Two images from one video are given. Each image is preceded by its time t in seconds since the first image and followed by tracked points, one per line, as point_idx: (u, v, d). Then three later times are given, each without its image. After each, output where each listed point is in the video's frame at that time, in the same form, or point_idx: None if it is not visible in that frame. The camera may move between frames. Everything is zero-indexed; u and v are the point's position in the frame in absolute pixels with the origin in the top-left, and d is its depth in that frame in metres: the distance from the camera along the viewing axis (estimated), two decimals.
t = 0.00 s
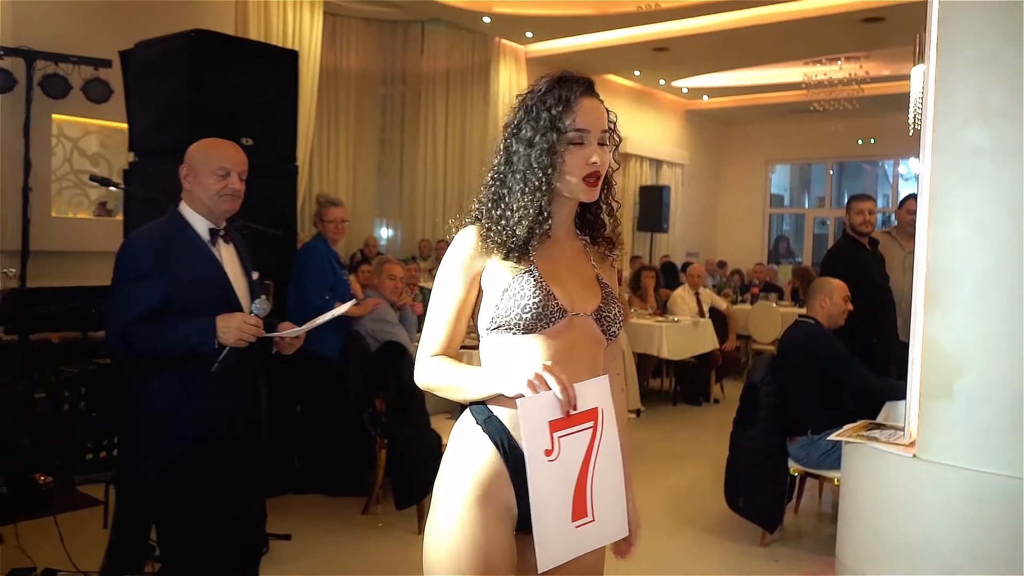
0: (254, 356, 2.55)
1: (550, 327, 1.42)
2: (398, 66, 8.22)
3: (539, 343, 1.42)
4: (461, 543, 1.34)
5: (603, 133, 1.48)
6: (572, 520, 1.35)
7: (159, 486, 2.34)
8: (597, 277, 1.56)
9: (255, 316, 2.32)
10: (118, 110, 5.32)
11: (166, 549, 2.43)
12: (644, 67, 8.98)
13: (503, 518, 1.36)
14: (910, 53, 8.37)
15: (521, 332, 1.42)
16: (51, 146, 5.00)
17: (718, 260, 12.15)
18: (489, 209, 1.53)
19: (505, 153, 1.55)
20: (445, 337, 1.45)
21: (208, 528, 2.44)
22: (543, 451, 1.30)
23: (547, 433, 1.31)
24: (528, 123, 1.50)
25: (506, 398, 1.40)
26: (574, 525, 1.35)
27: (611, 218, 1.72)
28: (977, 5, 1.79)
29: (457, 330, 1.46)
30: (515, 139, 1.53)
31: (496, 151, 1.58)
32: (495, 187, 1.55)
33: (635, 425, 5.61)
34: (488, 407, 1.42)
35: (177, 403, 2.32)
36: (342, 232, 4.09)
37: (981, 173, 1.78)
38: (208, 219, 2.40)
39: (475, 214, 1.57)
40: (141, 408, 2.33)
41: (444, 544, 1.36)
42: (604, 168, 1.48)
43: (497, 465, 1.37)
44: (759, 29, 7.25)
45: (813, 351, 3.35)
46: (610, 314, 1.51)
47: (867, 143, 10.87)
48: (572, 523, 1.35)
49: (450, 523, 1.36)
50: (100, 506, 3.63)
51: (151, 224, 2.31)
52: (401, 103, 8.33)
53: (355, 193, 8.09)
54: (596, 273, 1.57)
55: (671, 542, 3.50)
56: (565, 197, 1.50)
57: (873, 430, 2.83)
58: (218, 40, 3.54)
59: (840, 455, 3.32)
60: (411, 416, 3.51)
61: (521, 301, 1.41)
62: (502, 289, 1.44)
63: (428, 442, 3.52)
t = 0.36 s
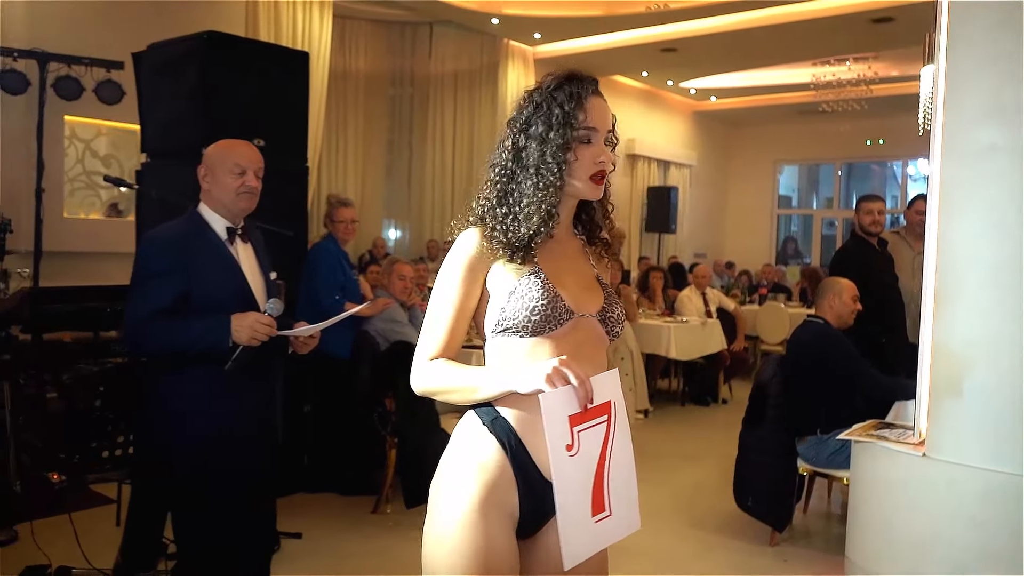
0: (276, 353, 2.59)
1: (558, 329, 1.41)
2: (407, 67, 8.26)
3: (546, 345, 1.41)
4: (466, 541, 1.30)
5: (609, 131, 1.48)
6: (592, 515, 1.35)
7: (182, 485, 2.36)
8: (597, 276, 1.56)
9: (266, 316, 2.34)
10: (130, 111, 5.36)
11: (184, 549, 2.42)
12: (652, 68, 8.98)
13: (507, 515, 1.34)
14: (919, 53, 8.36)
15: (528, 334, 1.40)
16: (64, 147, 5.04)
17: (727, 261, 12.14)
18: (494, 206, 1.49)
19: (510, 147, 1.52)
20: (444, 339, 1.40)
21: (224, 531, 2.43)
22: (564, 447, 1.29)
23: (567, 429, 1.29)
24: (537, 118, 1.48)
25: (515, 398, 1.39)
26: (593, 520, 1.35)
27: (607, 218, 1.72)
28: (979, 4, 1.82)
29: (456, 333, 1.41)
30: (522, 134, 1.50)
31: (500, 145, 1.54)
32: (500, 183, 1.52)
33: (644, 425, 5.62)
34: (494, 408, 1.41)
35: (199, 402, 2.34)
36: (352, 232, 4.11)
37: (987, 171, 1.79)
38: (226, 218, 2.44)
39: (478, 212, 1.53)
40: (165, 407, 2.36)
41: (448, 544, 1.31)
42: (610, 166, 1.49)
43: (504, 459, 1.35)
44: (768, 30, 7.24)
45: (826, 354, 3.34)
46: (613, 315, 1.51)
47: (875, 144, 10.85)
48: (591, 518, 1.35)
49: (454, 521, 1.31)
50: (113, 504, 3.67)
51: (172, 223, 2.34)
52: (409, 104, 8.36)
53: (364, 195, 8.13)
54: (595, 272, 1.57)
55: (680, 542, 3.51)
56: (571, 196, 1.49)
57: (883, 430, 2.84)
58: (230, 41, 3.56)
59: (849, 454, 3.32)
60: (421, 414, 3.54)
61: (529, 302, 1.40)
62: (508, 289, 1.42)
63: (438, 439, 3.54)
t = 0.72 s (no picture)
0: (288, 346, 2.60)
1: (567, 321, 1.41)
2: (410, 65, 8.31)
3: (556, 337, 1.40)
4: (471, 536, 1.29)
5: (610, 121, 1.49)
6: (615, 500, 1.35)
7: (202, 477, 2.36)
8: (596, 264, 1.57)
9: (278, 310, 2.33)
10: (135, 111, 5.38)
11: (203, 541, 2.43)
12: (656, 62, 8.97)
13: (513, 509, 1.33)
14: (923, 44, 8.32)
15: (537, 328, 1.39)
16: (71, 147, 5.07)
17: (732, 254, 12.13)
18: (501, 197, 1.49)
19: (513, 137, 1.51)
20: (449, 332, 1.36)
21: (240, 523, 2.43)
22: (585, 432, 1.28)
23: (587, 415, 1.28)
24: (541, 107, 1.47)
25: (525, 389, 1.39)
26: (618, 506, 1.35)
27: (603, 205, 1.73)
28: None
29: (461, 325, 1.38)
30: (526, 123, 1.49)
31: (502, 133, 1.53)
32: (505, 173, 1.51)
33: (651, 417, 5.63)
34: (505, 400, 1.41)
35: (218, 393, 2.35)
36: (359, 228, 4.12)
37: (992, 159, 1.79)
38: (240, 212, 2.46)
39: (483, 202, 1.52)
40: (184, 399, 2.36)
41: (451, 539, 1.30)
42: (611, 155, 1.50)
43: (510, 452, 1.34)
44: (772, 22, 7.23)
45: (831, 340, 3.33)
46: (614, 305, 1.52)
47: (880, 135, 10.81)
48: (616, 504, 1.35)
49: (459, 515, 1.30)
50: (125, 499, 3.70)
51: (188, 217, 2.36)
52: (413, 101, 8.40)
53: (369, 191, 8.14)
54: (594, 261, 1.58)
55: (689, 532, 3.53)
56: (574, 186, 1.50)
57: (890, 418, 2.86)
58: (236, 39, 3.58)
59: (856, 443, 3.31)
60: (430, 407, 3.56)
61: (538, 295, 1.38)
62: (517, 282, 1.41)
63: (446, 432, 3.55)
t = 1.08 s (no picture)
0: (303, 330, 2.64)
1: (573, 297, 1.42)
2: (415, 51, 8.27)
3: (566, 314, 1.42)
4: (481, 511, 1.29)
5: (612, 99, 1.50)
6: (633, 473, 1.37)
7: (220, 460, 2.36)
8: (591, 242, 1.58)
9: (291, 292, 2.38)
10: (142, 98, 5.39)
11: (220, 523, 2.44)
12: (662, 46, 8.93)
13: (522, 484, 1.32)
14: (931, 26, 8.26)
15: (548, 305, 1.40)
16: (78, 134, 5.09)
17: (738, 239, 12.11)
18: (507, 175, 1.46)
19: (516, 113, 1.48)
20: (454, 311, 1.34)
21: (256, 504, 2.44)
22: (606, 405, 1.29)
23: (607, 388, 1.29)
24: (545, 84, 1.46)
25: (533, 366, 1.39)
26: (635, 478, 1.37)
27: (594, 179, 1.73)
28: None
29: (466, 304, 1.35)
30: (529, 99, 1.47)
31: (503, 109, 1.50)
32: (507, 150, 1.48)
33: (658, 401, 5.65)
34: (516, 376, 1.39)
35: (230, 376, 2.36)
36: (366, 212, 4.13)
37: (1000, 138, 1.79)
38: (255, 195, 2.48)
39: (484, 179, 1.49)
40: (199, 383, 2.37)
41: (459, 516, 1.31)
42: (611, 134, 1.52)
43: (518, 425, 1.34)
44: (779, 4, 7.18)
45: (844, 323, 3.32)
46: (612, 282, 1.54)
47: (888, 119, 10.75)
48: (633, 477, 1.37)
49: (467, 489, 1.30)
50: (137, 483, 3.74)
51: (203, 199, 2.38)
52: (418, 88, 8.37)
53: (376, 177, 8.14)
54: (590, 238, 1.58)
55: (696, 513, 3.55)
56: (575, 164, 1.50)
57: (897, 399, 2.89)
58: (243, 25, 3.58)
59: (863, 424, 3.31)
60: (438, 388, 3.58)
61: (552, 273, 1.40)
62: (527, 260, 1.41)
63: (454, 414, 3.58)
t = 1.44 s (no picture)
0: (310, 307, 2.67)
1: (573, 273, 1.42)
2: (418, 34, 8.22)
3: (566, 289, 1.42)
4: (489, 477, 1.28)
5: (610, 74, 1.49)
6: (642, 439, 1.37)
7: (228, 436, 2.37)
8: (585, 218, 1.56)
9: (298, 270, 2.39)
10: (146, 81, 5.39)
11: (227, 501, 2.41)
12: (666, 28, 8.87)
13: (529, 451, 1.32)
14: (938, 7, 8.17)
15: (554, 281, 1.41)
16: (83, 117, 5.09)
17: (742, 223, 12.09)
18: (507, 148, 1.43)
19: (516, 86, 1.46)
20: (458, 286, 1.32)
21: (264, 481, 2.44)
22: (619, 371, 1.29)
23: (620, 355, 1.29)
24: (546, 58, 1.44)
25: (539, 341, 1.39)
26: (644, 444, 1.37)
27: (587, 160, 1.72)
28: None
29: (471, 279, 1.34)
30: (530, 73, 1.45)
31: (502, 82, 1.47)
32: (508, 123, 1.45)
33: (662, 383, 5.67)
34: (525, 350, 1.38)
35: (238, 353, 2.39)
36: (370, 194, 4.13)
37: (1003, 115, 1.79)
38: (266, 174, 2.47)
39: (484, 153, 1.46)
40: (208, 360, 2.38)
41: (466, 482, 1.29)
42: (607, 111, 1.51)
43: (524, 392, 1.34)
44: None
45: (845, 303, 3.32)
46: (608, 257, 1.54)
47: (893, 101, 10.67)
48: (642, 442, 1.37)
49: (475, 455, 1.29)
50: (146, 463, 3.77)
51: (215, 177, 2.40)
52: (421, 72, 8.30)
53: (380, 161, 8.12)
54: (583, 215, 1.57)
55: (700, 492, 3.58)
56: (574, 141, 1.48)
57: (901, 377, 2.90)
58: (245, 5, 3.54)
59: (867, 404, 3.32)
60: (443, 365, 3.61)
61: (560, 250, 1.40)
62: (534, 235, 1.40)
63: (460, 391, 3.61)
